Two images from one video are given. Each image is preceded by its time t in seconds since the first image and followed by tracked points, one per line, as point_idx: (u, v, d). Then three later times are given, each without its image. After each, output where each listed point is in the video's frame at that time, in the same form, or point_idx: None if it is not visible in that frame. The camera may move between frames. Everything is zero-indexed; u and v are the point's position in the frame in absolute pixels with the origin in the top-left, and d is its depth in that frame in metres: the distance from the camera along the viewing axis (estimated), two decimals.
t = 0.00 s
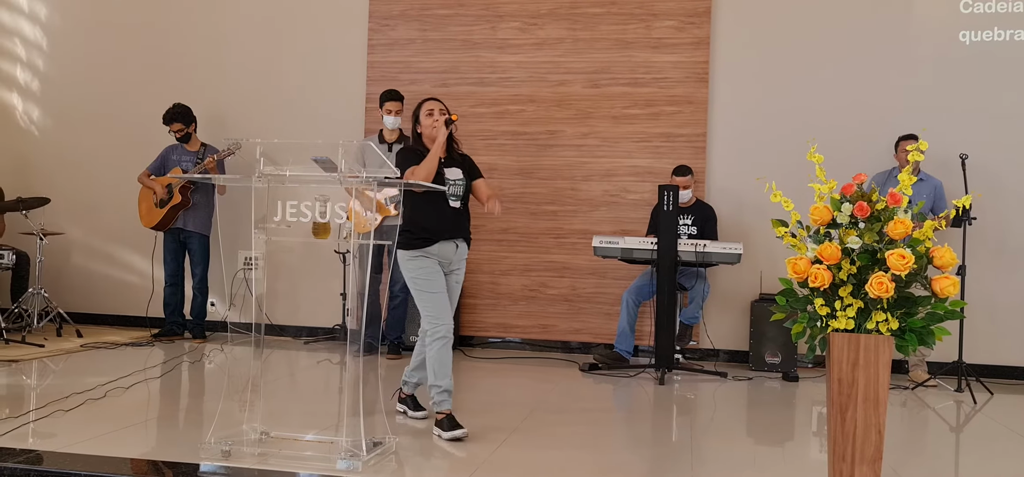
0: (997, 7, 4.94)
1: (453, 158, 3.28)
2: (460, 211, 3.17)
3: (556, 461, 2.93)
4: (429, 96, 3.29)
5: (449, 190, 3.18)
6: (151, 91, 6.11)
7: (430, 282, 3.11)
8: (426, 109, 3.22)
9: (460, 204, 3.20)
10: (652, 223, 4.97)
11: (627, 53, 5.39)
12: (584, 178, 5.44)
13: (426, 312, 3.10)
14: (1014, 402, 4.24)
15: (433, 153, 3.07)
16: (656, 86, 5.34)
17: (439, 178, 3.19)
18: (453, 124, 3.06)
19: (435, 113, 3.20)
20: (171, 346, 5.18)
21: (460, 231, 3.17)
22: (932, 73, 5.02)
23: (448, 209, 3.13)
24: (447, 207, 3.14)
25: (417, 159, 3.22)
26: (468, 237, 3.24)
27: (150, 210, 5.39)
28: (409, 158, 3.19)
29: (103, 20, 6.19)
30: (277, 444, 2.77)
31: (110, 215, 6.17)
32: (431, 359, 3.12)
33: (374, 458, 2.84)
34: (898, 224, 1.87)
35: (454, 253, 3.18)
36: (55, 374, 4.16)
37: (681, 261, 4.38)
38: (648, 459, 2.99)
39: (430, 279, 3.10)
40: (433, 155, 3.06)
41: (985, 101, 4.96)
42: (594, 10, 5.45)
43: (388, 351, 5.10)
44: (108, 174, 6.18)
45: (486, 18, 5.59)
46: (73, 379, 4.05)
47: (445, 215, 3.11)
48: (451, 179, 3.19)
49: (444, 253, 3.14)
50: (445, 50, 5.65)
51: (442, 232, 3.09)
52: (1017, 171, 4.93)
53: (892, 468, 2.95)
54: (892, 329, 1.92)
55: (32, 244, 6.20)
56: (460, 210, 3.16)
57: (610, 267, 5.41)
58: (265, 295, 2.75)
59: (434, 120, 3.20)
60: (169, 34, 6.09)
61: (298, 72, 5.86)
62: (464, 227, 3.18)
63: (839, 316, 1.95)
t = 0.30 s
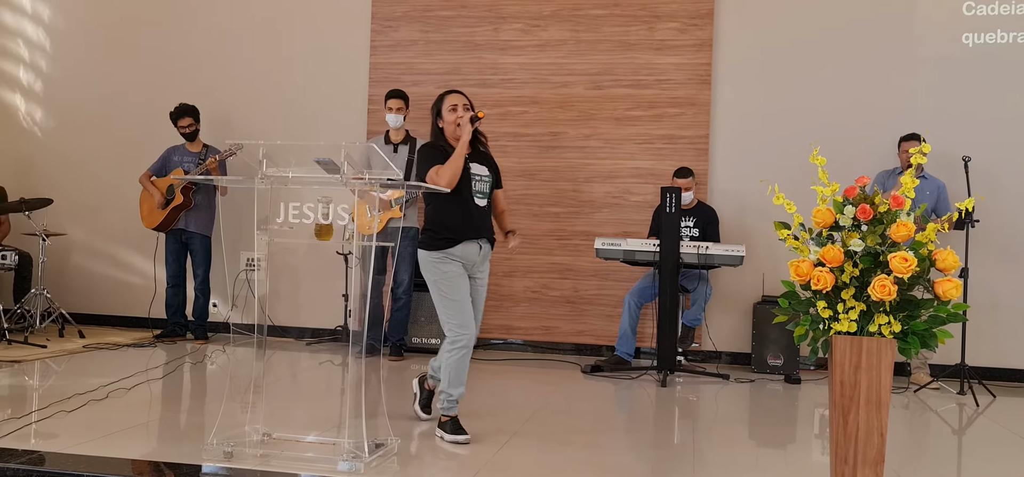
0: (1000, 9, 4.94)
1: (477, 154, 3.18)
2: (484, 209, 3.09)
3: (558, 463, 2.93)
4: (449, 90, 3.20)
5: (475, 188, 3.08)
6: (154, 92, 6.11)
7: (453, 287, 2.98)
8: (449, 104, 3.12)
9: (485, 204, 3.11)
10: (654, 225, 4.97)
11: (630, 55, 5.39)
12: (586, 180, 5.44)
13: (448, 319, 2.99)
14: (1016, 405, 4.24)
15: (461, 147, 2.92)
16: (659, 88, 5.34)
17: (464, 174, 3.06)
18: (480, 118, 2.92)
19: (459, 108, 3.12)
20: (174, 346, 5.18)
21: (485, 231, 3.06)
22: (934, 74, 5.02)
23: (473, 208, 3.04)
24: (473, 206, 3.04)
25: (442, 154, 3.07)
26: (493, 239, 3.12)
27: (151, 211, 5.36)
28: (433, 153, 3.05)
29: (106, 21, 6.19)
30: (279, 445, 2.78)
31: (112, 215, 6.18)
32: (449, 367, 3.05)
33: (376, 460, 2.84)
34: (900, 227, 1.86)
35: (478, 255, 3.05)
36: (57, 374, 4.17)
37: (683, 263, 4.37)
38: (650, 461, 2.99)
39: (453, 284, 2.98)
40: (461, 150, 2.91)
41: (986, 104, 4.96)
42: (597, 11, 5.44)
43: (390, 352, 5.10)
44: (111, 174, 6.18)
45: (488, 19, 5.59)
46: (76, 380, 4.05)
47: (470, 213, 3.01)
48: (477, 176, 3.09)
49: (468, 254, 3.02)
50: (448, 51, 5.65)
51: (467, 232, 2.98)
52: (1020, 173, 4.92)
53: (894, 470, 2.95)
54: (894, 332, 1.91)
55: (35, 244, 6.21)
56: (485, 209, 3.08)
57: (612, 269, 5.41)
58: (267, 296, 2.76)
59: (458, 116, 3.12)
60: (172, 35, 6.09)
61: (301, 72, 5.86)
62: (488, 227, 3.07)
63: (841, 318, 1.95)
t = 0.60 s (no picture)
0: (1002, 11, 4.93)
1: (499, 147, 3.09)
2: (505, 202, 3.00)
3: (559, 465, 2.92)
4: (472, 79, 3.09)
5: (496, 179, 2.99)
6: (156, 92, 6.12)
7: (467, 292, 2.94)
8: (474, 94, 3.02)
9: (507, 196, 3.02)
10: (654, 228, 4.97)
11: (631, 57, 5.38)
12: (587, 181, 5.44)
13: (461, 323, 2.96)
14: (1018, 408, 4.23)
15: (489, 144, 2.83)
16: (660, 89, 5.33)
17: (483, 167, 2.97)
18: (512, 113, 2.84)
19: (486, 100, 3.03)
20: (175, 347, 5.18)
21: (504, 225, 2.99)
22: (936, 76, 5.01)
23: (493, 202, 2.97)
24: (490, 200, 2.97)
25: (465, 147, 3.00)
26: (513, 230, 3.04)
27: (152, 212, 5.31)
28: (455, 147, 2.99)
29: (107, 22, 6.19)
30: (280, 447, 2.78)
31: (114, 215, 6.18)
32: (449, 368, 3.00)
33: (376, 462, 2.83)
34: (903, 229, 1.85)
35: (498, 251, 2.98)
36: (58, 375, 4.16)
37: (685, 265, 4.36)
38: (651, 464, 2.98)
39: (466, 288, 2.94)
40: (489, 147, 2.83)
41: (988, 106, 4.95)
42: (598, 13, 5.44)
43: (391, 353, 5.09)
44: (112, 175, 6.18)
45: (489, 21, 5.59)
46: (76, 381, 4.05)
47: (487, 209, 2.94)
48: (497, 167, 2.99)
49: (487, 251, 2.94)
50: (449, 52, 5.64)
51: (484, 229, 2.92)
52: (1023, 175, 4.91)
53: (896, 474, 2.94)
54: (897, 334, 1.91)
55: (37, 244, 6.21)
56: (505, 201, 3.00)
57: (613, 270, 5.40)
58: (267, 297, 2.76)
59: (484, 106, 3.03)
60: (173, 36, 6.09)
61: (302, 73, 5.86)
62: (507, 220, 3.00)
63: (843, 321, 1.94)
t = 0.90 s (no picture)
0: (1003, 15, 4.94)
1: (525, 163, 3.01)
2: (531, 223, 2.91)
3: (560, 466, 2.93)
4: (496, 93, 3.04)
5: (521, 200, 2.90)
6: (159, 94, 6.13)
7: (491, 308, 2.86)
8: (496, 107, 2.96)
9: (533, 217, 2.93)
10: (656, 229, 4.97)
11: (633, 59, 5.40)
12: (588, 183, 5.45)
13: (487, 340, 2.88)
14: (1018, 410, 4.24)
15: (509, 158, 2.79)
16: (661, 92, 5.35)
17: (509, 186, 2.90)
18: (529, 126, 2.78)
19: (506, 111, 2.96)
20: (177, 348, 5.19)
21: (529, 243, 2.89)
22: (937, 79, 5.02)
23: (518, 222, 2.88)
24: (515, 220, 2.88)
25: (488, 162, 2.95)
26: (540, 250, 2.94)
27: (156, 214, 5.34)
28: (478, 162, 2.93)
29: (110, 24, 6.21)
30: (281, 447, 2.79)
31: (116, 216, 6.19)
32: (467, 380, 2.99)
33: (378, 461, 2.85)
34: (903, 232, 1.86)
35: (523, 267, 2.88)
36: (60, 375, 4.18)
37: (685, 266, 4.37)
38: (652, 465, 2.99)
39: (490, 303, 2.85)
40: (509, 161, 2.78)
41: (990, 110, 4.96)
42: (600, 15, 5.45)
43: (392, 354, 5.11)
44: (115, 176, 6.20)
45: (491, 23, 5.60)
46: (79, 381, 4.06)
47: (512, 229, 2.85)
48: (523, 187, 2.91)
49: (511, 267, 2.85)
50: (451, 54, 5.66)
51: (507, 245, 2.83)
52: None
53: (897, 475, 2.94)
54: (897, 336, 1.92)
55: (39, 245, 6.23)
56: (530, 223, 2.90)
57: (614, 272, 5.41)
58: (270, 299, 2.78)
59: (506, 119, 2.96)
60: (176, 38, 6.11)
61: (304, 75, 5.87)
62: (533, 239, 2.90)
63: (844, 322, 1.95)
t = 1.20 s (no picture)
0: (1006, 17, 4.94)
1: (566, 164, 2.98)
2: (570, 226, 2.91)
3: (563, 468, 2.93)
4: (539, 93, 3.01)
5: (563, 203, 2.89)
6: (162, 96, 6.14)
7: (519, 309, 2.85)
8: (539, 107, 2.94)
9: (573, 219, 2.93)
10: (660, 231, 4.97)
11: (636, 62, 5.40)
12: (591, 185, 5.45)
13: (511, 342, 2.87)
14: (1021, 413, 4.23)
15: (551, 161, 2.77)
16: (665, 94, 5.35)
17: (552, 188, 2.88)
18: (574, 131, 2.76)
19: (549, 112, 2.93)
20: (180, 350, 5.20)
21: (568, 246, 2.89)
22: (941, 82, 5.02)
23: (558, 224, 2.87)
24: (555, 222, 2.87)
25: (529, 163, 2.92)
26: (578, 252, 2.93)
27: (159, 215, 5.33)
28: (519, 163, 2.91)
29: (114, 26, 6.22)
30: (285, 449, 2.80)
31: (119, 218, 6.20)
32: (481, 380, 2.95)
33: (381, 463, 2.85)
34: (907, 234, 1.86)
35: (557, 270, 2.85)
36: (64, 377, 4.19)
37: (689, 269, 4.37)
38: (655, 467, 2.99)
39: (519, 303, 2.85)
40: (550, 164, 2.77)
41: (994, 112, 4.95)
42: (603, 18, 5.45)
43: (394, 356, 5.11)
44: (118, 178, 6.21)
45: (495, 25, 5.61)
46: (81, 383, 4.07)
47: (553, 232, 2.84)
48: (564, 189, 2.90)
49: (547, 270, 2.84)
50: (455, 57, 5.67)
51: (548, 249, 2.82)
52: None
53: None
54: (901, 339, 1.92)
55: (43, 247, 6.24)
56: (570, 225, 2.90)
57: (618, 275, 5.41)
58: (273, 302, 2.79)
59: (548, 119, 2.93)
60: (180, 40, 6.12)
61: (308, 78, 5.88)
62: (573, 242, 2.90)
63: (847, 325, 1.95)
